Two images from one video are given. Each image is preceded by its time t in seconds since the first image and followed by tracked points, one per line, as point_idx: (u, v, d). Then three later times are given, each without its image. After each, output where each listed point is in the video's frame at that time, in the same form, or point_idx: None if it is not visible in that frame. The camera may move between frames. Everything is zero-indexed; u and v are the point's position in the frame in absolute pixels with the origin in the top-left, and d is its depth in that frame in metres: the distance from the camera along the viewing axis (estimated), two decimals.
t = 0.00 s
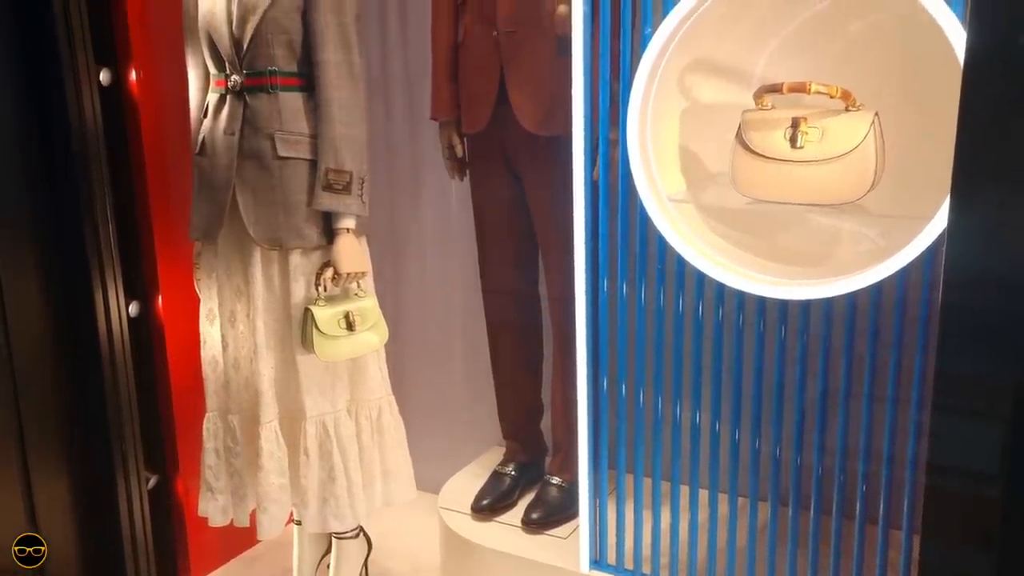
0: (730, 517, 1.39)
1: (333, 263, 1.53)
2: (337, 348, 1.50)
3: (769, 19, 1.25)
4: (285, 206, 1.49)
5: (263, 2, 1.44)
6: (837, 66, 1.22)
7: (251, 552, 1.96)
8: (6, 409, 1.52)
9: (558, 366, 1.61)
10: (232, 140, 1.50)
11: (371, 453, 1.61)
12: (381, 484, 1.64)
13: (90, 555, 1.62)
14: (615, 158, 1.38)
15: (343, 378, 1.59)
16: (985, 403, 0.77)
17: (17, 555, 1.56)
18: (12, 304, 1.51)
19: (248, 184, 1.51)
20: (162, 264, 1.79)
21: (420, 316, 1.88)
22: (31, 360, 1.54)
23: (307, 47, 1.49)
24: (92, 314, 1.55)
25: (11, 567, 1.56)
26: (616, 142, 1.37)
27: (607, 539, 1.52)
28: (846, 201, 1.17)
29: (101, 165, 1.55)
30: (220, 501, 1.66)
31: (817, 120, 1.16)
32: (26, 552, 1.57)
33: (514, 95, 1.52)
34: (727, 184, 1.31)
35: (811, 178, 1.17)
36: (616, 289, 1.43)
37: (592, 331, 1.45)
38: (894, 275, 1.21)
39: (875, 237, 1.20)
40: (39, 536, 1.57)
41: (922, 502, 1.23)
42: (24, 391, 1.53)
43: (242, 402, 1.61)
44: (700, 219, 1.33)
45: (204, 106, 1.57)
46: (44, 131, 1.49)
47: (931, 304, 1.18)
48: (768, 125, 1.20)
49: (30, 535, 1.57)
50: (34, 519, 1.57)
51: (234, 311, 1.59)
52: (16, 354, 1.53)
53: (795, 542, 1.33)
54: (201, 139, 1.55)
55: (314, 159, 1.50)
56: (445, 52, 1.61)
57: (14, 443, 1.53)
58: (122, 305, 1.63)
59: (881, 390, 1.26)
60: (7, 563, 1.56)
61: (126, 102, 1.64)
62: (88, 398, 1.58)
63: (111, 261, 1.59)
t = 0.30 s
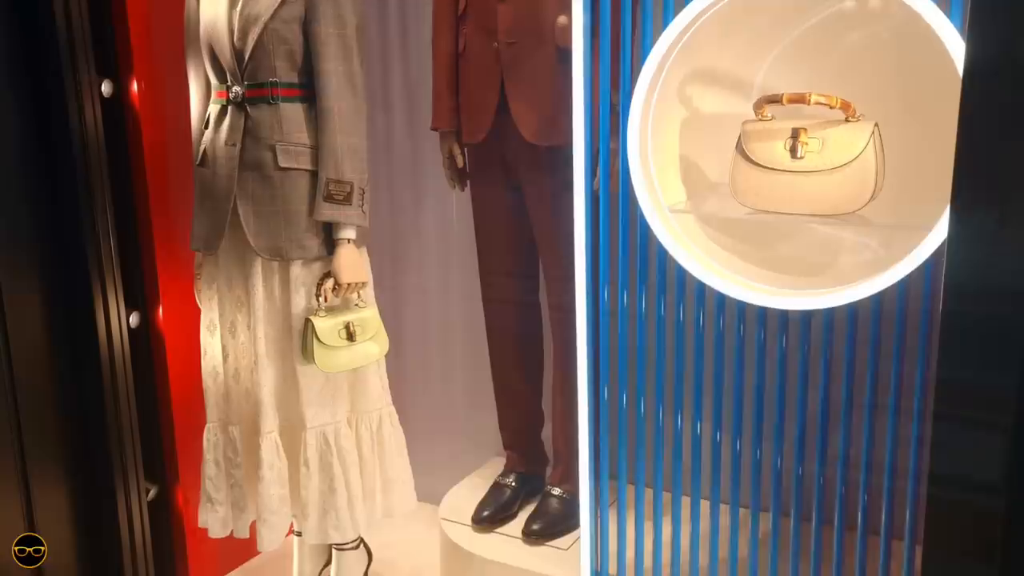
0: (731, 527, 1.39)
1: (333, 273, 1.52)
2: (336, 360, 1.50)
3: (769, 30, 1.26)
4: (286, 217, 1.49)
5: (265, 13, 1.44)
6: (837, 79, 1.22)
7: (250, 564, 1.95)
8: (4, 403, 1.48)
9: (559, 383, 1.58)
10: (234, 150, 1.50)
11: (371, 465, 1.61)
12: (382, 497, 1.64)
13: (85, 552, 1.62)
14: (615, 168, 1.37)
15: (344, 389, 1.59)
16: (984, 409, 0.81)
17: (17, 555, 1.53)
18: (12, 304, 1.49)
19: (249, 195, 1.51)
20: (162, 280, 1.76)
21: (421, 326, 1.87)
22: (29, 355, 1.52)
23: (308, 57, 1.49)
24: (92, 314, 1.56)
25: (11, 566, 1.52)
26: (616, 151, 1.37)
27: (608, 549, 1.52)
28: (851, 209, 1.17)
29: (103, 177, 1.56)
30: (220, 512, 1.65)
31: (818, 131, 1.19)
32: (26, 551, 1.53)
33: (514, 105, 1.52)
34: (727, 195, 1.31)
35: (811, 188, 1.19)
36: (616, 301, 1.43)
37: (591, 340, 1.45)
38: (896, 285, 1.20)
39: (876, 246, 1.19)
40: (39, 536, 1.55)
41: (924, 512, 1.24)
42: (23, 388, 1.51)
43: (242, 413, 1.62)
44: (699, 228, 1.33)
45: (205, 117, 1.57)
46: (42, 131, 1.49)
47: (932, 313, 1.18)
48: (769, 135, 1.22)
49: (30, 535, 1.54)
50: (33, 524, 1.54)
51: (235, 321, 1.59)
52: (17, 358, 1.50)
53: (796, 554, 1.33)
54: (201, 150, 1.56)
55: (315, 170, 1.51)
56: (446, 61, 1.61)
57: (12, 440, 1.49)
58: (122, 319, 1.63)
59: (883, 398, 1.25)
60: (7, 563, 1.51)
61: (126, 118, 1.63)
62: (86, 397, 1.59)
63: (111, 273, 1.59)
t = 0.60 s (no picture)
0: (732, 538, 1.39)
1: (334, 283, 1.53)
2: (336, 369, 1.50)
3: (769, 40, 1.26)
4: (287, 228, 1.50)
5: (267, 24, 1.45)
6: (837, 89, 1.23)
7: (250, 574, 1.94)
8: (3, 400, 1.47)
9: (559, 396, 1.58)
10: (235, 161, 1.51)
11: (372, 475, 1.61)
12: (382, 507, 1.63)
13: (83, 553, 1.62)
14: (616, 179, 1.38)
15: (344, 399, 1.59)
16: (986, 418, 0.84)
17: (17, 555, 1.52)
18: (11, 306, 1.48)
19: (250, 206, 1.52)
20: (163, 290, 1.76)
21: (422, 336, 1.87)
22: (29, 353, 1.51)
23: (310, 66, 1.50)
24: (93, 318, 1.56)
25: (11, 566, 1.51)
26: (617, 162, 1.37)
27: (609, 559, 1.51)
28: (852, 219, 1.18)
29: (104, 186, 1.56)
30: (220, 522, 1.65)
31: (818, 140, 1.20)
32: (26, 552, 1.53)
33: (515, 115, 1.53)
34: (727, 205, 1.33)
35: (811, 198, 1.20)
36: (616, 312, 1.43)
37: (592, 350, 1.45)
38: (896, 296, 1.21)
39: (876, 256, 1.19)
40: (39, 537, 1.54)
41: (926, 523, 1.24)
42: (22, 387, 1.50)
43: (242, 423, 1.62)
44: (699, 237, 1.33)
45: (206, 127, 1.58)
46: (43, 132, 1.50)
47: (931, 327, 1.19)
48: (770, 145, 1.23)
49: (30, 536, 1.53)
50: (32, 529, 1.53)
51: (236, 331, 1.60)
52: (17, 362, 1.49)
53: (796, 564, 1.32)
54: (202, 161, 1.56)
55: (315, 180, 1.51)
56: (447, 71, 1.60)
57: (11, 439, 1.49)
58: (123, 329, 1.63)
59: (884, 409, 1.26)
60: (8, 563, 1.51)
61: (128, 129, 1.65)
62: (86, 399, 1.59)
63: (112, 281, 1.59)
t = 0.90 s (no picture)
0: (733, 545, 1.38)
1: (335, 292, 1.53)
2: (336, 377, 1.50)
3: (769, 49, 1.26)
4: (289, 237, 1.50)
5: (269, 35, 1.46)
6: (836, 98, 1.25)
7: None
8: (3, 400, 1.41)
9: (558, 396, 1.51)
10: (237, 170, 1.51)
11: (373, 484, 1.61)
12: (383, 517, 1.62)
13: (82, 556, 1.59)
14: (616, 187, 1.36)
15: (345, 408, 1.60)
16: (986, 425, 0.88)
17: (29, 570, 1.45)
18: (11, 308, 1.42)
19: (252, 215, 1.52)
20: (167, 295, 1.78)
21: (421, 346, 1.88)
22: (29, 352, 1.46)
23: (310, 78, 1.52)
24: (93, 325, 1.55)
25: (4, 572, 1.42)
26: (618, 171, 1.34)
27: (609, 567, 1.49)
28: (853, 228, 1.28)
29: (106, 198, 1.58)
30: (220, 531, 1.64)
31: (817, 152, 1.33)
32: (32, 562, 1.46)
33: (515, 123, 1.52)
34: (727, 215, 1.37)
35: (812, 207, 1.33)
36: (617, 321, 1.40)
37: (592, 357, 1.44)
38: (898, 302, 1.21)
39: (875, 263, 1.25)
40: (34, 551, 1.47)
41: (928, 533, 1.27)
42: (22, 387, 1.44)
43: (243, 432, 1.62)
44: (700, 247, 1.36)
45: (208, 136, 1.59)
46: (44, 131, 1.48)
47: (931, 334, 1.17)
48: (770, 155, 1.32)
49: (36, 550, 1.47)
50: (33, 547, 1.46)
51: (237, 340, 1.60)
52: (17, 361, 1.43)
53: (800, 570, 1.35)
54: (205, 169, 1.55)
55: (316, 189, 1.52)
56: (447, 83, 1.61)
57: (11, 440, 1.42)
58: (122, 339, 1.63)
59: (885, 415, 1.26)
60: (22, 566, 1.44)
61: (130, 137, 1.64)
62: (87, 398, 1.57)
63: (113, 290, 1.60)
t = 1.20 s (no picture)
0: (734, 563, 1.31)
1: (337, 301, 1.56)
2: (336, 386, 1.53)
3: (769, 59, 1.26)
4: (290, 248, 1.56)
5: (269, 45, 1.52)
6: (837, 107, 1.25)
7: None
8: (3, 403, 1.47)
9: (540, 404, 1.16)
10: (238, 179, 1.58)
11: (375, 492, 1.63)
12: (383, 525, 1.61)
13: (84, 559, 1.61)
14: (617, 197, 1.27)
15: (345, 417, 1.65)
16: (984, 436, 1.13)
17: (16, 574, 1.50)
18: (11, 308, 1.47)
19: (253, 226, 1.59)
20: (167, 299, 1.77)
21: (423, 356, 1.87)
22: (29, 354, 1.50)
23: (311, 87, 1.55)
24: (93, 333, 1.55)
25: None
26: (619, 180, 1.27)
27: None
28: (852, 238, 1.25)
29: (107, 205, 1.57)
30: (220, 540, 1.72)
31: (818, 160, 1.27)
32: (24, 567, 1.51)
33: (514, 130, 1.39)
34: (728, 224, 1.30)
35: (807, 216, 1.28)
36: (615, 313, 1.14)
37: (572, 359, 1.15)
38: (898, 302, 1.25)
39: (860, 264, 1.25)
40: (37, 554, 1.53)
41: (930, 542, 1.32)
42: (22, 391, 1.49)
43: (243, 441, 1.69)
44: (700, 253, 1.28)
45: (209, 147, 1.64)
46: (44, 132, 1.49)
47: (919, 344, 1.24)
48: (771, 164, 1.26)
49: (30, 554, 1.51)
50: (32, 544, 1.52)
51: (238, 349, 1.68)
52: (17, 365, 1.49)
53: None
54: (206, 178, 1.63)
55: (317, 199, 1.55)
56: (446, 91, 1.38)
57: (11, 445, 1.48)
58: (125, 351, 1.63)
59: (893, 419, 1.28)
60: None
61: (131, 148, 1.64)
62: (86, 398, 1.57)
63: (116, 302, 1.59)
